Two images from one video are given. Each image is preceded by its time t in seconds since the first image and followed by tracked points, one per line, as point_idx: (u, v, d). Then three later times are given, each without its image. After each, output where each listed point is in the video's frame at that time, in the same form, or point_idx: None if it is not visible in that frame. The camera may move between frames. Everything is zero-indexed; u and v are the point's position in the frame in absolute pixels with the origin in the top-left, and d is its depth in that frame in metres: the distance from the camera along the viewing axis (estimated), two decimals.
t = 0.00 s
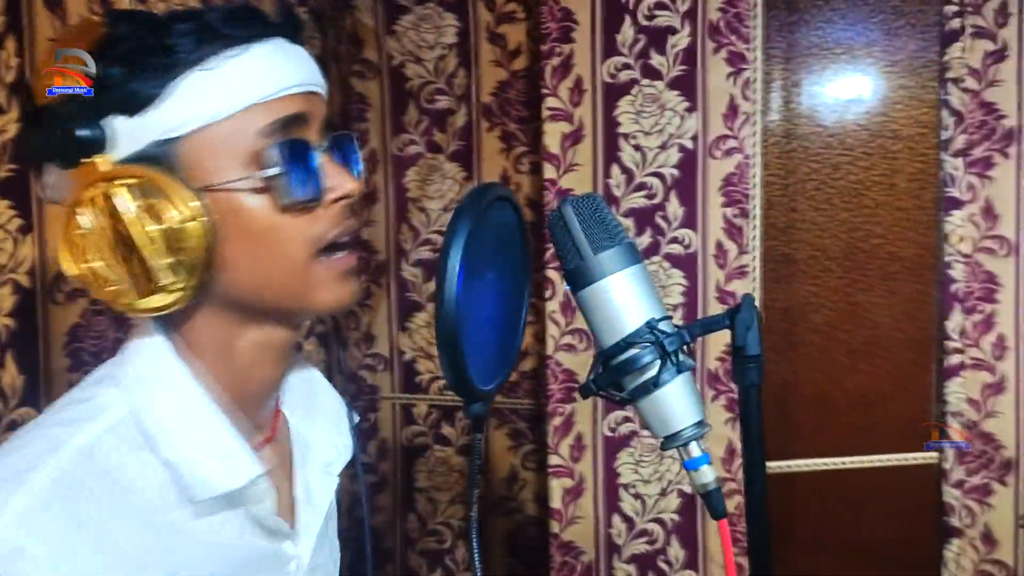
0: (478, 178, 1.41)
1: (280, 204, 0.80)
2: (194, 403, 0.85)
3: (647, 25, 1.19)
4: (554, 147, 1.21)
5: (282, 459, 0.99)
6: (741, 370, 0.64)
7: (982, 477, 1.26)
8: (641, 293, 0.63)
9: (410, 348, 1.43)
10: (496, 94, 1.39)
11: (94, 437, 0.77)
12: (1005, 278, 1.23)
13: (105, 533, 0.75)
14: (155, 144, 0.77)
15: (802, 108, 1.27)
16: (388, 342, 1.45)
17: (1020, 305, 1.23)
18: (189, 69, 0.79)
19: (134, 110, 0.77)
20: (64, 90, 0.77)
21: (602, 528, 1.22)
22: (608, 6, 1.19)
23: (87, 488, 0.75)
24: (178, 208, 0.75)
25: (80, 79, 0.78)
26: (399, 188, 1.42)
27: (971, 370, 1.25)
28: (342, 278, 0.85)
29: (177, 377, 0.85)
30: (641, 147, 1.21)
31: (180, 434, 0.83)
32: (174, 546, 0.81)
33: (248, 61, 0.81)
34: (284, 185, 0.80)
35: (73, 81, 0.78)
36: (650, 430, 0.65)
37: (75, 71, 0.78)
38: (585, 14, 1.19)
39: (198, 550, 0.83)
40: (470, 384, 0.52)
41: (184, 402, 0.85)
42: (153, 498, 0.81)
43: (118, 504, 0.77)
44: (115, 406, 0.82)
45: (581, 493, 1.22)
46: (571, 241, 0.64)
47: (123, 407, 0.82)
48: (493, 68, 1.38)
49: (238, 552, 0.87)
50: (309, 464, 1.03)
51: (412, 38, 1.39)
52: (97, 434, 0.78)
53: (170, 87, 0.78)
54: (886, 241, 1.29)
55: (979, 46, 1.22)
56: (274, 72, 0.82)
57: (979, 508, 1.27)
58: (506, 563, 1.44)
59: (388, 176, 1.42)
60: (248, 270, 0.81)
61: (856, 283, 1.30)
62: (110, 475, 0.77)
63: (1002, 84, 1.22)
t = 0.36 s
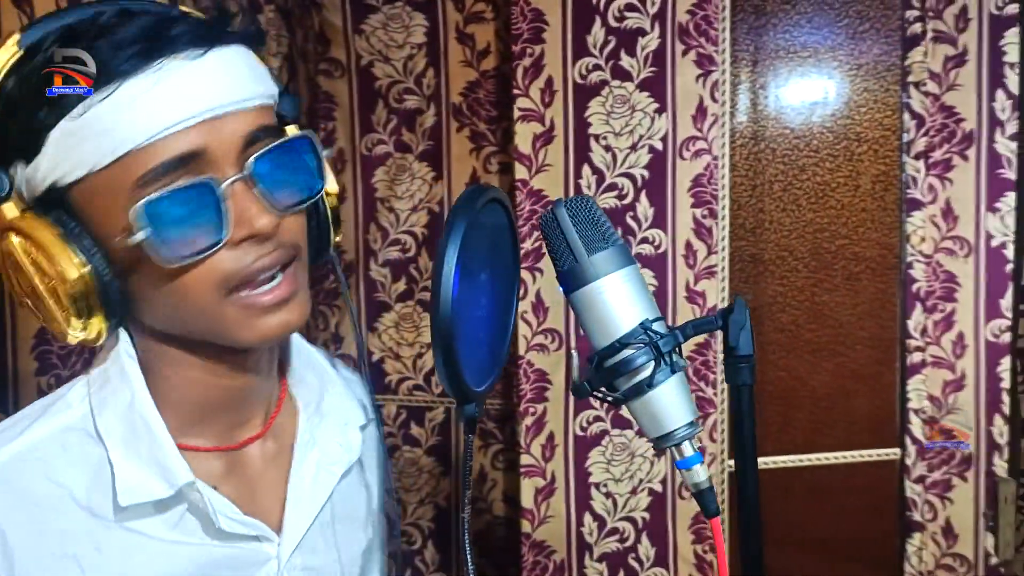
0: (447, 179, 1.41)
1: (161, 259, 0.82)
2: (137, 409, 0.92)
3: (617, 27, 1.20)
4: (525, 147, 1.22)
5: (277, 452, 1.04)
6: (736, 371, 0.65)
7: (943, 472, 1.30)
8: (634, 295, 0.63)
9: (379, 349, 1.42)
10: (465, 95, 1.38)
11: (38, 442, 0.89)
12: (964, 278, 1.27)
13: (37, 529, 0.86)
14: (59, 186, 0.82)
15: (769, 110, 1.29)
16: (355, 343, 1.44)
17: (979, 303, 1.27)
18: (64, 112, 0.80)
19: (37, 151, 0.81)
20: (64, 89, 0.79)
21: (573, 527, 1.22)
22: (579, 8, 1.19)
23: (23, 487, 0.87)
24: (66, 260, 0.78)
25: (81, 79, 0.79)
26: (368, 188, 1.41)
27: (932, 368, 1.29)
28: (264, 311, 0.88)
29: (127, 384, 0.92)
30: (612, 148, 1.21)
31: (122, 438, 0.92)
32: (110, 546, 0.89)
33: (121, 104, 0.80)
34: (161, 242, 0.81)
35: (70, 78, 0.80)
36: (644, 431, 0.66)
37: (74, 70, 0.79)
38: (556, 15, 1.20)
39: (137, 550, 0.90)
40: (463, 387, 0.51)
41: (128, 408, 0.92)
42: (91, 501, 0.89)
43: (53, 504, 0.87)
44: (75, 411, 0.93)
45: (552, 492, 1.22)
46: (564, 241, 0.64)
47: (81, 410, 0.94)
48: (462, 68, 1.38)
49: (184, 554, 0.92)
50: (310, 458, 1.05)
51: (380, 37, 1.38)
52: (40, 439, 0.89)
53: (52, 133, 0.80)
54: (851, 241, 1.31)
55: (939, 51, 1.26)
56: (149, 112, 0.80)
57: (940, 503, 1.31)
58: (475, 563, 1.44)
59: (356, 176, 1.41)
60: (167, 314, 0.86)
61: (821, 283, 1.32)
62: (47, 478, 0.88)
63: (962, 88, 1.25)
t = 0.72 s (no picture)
0: (435, 180, 1.40)
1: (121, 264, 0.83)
2: (139, 398, 0.95)
3: (608, 28, 1.20)
4: (516, 149, 1.22)
5: (287, 441, 1.02)
6: (748, 372, 0.65)
7: (929, 471, 1.31)
8: (646, 297, 0.63)
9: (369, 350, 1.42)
10: (454, 96, 1.38)
11: (51, 426, 0.93)
12: (949, 279, 1.29)
13: (39, 507, 0.89)
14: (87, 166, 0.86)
15: (758, 112, 1.29)
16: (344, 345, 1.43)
17: (965, 304, 1.29)
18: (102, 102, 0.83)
19: (68, 127, 0.85)
20: (64, 88, 0.82)
21: (564, 528, 1.22)
22: (570, 9, 1.20)
23: (28, 464, 0.91)
24: (58, 233, 0.82)
25: (82, 80, 0.82)
26: (356, 189, 1.41)
27: (918, 368, 1.31)
28: (231, 340, 0.89)
29: (132, 376, 0.96)
30: (603, 149, 1.22)
31: (123, 425, 0.94)
32: (108, 523, 0.90)
33: (157, 109, 0.83)
34: (126, 253, 0.83)
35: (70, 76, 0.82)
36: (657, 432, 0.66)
37: (76, 71, 0.81)
38: (547, 16, 1.20)
39: (135, 530, 0.91)
40: (476, 389, 0.52)
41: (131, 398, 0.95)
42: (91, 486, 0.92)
43: (58, 481, 0.91)
44: (94, 399, 0.97)
45: (543, 493, 1.22)
46: (577, 242, 0.65)
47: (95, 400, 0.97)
48: (451, 69, 1.38)
49: (184, 537, 0.92)
50: (321, 447, 1.02)
51: (369, 38, 1.38)
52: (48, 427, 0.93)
53: (82, 116, 0.84)
54: (838, 242, 1.32)
55: (925, 54, 1.28)
56: (172, 122, 0.83)
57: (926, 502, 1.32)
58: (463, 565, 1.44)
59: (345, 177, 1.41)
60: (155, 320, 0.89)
61: (810, 284, 1.32)
62: (55, 458, 0.92)
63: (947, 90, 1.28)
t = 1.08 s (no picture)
0: (430, 197, 1.40)
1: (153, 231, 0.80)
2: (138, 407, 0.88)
3: (603, 48, 1.21)
4: (512, 166, 1.22)
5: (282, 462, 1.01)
6: (751, 396, 0.66)
7: (923, 488, 1.32)
8: (649, 321, 0.63)
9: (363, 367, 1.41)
10: (449, 114, 1.39)
11: (56, 429, 0.86)
12: (942, 295, 1.29)
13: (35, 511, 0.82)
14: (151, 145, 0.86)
15: (752, 130, 1.30)
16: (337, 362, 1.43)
17: (957, 320, 1.29)
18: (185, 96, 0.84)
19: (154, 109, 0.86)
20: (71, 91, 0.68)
21: (560, 546, 1.22)
22: (566, 28, 1.20)
23: (29, 469, 0.83)
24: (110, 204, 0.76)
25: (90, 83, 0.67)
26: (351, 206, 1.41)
27: (912, 385, 1.31)
28: (229, 331, 0.82)
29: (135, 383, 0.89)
30: (598, 167, 1.22)
31: (121, 432, 0.86)
32: (100, 532, 0.82)
33: (238, 110, 0.83)
34: (161, 223, 0.80)
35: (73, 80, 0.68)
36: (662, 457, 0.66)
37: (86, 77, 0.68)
38: (543, 35, 1.20)
39: (123, 541, 0.83)
40: (477, 411, 0.52)
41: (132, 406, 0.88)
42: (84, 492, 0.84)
43: (51, 485, 0.83)
44: (97, 408, 0.89)
45: (539, 511, 1.22)
46: (580, 266, 0.65)
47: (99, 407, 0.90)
48: (446, 87, 1.39)
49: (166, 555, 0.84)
50: (319, 466, 0.95)
51: (364, 56, 1.38)
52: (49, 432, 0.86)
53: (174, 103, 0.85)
54: (831, 259, 1.33)
55: (917, 73, 1.30)
56: (241, 126, 0.82)
57: (920, 518, 1.32)
58: None
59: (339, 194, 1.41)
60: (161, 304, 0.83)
61: (805, 300, 1.33)
62: (51, 465, 0.84)
63: (938, 108, 1.29)
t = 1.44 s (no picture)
0: (419, 201, 1.41)
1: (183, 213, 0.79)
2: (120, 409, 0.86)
3: (591, 52, 1.21)
4: (501, 170, 1.22)
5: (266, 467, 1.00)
6: (733, 402, 0.66)
7: (910, 490, 1.34)
8: (631, 328, 0.64)
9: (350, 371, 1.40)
10: (438, 117, 1.39)
11: (34, 430, 0.83)
12: (928, 299, 1.31)
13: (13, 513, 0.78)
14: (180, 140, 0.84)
15: (739, 134, 1.31)
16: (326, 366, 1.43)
17: (943, 324, 1.31)
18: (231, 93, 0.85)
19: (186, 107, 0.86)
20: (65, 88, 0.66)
21: (548, 550, 1.22)
22: (554, 33, 1.21)
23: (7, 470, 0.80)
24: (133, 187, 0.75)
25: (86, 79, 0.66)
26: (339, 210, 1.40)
27: (899, 388, 1.34)
28: (235, 323, 0.81)
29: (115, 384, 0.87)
30: (586, 171, 1.22)
31: (103, 435, 0.85)
32: (79, 536, 0.81)
33: (279, 107, 0.84)
34: (191, 206, 0.79)
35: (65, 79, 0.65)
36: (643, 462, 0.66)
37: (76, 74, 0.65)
38: (531, 39, 1.21)
39: (104, 546, 0.82)
40: (460, 420, 0.52)
41: (114, 408, 0.86)
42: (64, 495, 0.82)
43: (31, 488, 0.80)
44: (74, 410, 0.87)
45: (527, 515, 1.22)
46: (563, 274, 0.65)
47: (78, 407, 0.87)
48: (435, 91, 1.39)
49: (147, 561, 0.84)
50: (297, 475, 0.96)
51: (353, 59, 1.38)
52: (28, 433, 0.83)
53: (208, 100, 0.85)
54: (820, 262, 1.32)
55: (904, 78, 1.32)
56: (289, 127, 0.83)
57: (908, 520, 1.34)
58: None
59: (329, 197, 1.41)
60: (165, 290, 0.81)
61: (793, 303, 1.33)
62: (32, 467, 0.81)
63: (925, 113, 1.31)
